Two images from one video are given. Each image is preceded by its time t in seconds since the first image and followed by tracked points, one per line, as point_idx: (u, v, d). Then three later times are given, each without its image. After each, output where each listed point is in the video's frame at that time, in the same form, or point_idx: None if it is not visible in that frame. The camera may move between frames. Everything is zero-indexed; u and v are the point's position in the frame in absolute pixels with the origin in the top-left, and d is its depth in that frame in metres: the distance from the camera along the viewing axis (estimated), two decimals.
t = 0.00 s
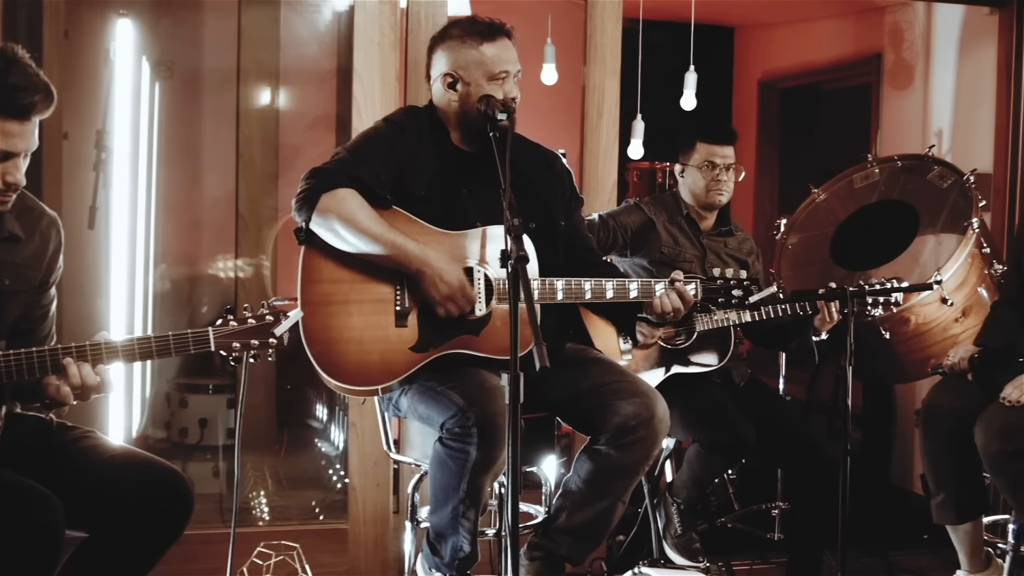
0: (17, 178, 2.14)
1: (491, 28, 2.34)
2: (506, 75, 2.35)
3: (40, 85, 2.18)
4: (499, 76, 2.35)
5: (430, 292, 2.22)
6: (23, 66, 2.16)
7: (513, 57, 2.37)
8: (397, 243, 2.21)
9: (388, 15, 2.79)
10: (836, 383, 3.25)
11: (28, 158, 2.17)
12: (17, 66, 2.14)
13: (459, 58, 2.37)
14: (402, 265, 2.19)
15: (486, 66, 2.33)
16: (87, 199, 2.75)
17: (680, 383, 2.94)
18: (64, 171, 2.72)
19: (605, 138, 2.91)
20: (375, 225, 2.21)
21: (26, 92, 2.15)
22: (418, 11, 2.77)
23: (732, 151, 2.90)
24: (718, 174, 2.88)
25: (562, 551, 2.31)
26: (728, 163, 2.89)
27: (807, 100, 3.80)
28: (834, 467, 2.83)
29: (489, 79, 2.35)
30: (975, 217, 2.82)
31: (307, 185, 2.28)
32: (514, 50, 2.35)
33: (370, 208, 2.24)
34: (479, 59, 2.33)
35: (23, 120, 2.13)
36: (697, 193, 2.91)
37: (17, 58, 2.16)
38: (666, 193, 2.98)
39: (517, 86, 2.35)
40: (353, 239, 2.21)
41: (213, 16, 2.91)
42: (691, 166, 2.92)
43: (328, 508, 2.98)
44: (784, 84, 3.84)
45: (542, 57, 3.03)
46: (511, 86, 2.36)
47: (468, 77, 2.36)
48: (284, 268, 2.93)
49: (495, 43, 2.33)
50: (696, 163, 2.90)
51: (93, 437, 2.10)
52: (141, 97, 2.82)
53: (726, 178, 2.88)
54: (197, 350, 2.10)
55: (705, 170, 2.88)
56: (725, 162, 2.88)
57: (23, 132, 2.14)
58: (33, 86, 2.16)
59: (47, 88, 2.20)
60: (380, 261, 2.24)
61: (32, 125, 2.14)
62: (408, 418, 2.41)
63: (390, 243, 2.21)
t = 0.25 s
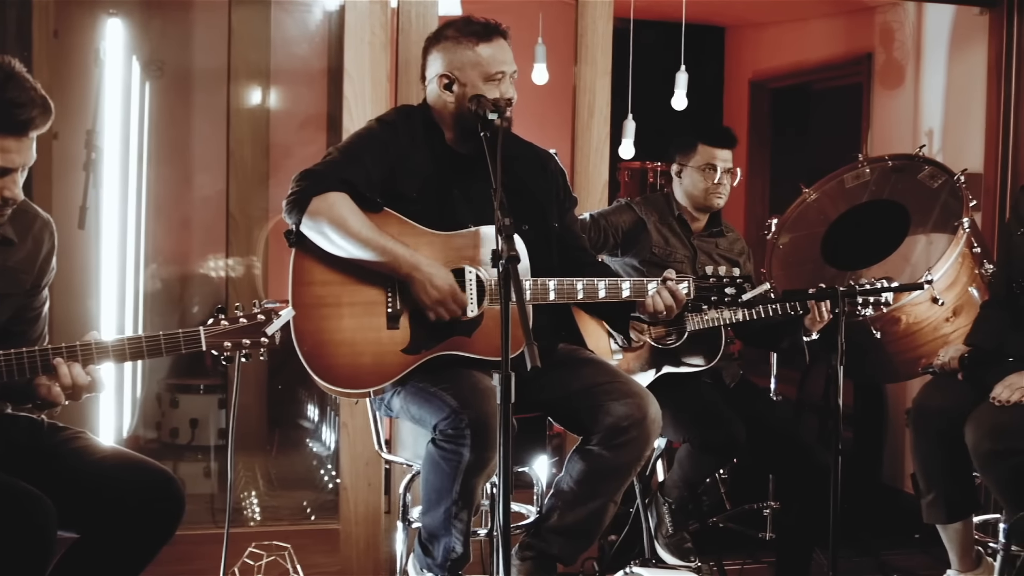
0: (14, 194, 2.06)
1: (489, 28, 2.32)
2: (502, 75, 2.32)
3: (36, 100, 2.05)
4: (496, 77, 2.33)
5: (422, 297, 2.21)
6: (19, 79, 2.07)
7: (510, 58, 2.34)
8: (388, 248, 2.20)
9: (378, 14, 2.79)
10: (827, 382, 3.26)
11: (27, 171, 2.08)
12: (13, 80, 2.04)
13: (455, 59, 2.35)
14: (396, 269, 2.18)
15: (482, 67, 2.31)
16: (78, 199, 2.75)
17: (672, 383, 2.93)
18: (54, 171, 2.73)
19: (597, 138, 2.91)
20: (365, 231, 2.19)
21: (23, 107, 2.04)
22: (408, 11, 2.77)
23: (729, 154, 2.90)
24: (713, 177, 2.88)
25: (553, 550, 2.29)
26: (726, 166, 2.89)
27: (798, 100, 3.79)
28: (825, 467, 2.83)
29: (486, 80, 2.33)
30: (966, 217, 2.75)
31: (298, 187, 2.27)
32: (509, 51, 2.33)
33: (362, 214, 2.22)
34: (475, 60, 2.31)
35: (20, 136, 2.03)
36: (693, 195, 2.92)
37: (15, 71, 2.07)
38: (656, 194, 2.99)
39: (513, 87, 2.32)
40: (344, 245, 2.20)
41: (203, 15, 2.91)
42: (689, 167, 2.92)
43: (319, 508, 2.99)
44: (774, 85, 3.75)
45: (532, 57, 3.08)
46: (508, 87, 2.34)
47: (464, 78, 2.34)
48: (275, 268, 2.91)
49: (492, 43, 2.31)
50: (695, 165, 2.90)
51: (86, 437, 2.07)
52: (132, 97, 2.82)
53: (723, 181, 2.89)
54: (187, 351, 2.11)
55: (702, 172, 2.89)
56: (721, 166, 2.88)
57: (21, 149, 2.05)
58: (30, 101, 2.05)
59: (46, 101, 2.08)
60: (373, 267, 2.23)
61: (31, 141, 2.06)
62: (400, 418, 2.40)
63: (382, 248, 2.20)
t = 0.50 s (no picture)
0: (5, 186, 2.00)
1: (470, 21, 2.34)
2: (488, 66, 2.33)
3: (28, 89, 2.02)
4: (481, 68, 2.33)
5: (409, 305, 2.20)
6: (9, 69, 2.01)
7: (494, 49, 2.35)
8: (382, 251, 2.17)
9: (373, 14, 2.78)
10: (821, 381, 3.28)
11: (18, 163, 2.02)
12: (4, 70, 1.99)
13: (441, 54, 2.35)
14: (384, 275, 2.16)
15: (467, 58, 2.32)
16: (71, 199, 2.76)
17: (667, 382, 2.92)
18: (47, 171, 2.74)
19: (590, 137, 2.92)
20: (361, 232, 2.17)
21: (13, 97, 1.98)
22: (403, 10, 2.77)
23: (717, 149, 2.90)
24: (702, 174, 2.88)
25: (548, 550, 2.29)
26: (713, 161, 2.89)
27: (794, 100, 3.66)
28: (818, 466, 2.84)
29: (472, 71, 2.33)
30: (959, 216, 2.80)
31: (295, 186, 2.26)
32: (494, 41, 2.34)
33: (357, 215, 2.21)
34: (460, 53, 2.33)
35: (10, 126, 1.97)
36: (682, 191, 2.92)
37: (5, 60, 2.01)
38: (650, 193, 2.99)
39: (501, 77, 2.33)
40: (340, 246, 2.18)
41: (197, 15, 2.92)
42: (678, 165, 2.92)
43: (313, 508, 3.00)
44: (769, 84, 3.66)
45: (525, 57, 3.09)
46: (495, 77, 2.34)
47: (451, 71, 2.34)
48: (269, 267, 2.89)
49: (475, 35, 2.31)
50: (682, 161, 2.91)
51: (80, 438, 2.05)
52: (125, 96, 2.82)
53: (710, 174, 2.89)
54: (182, 353, 2.10)
55: (689, 168, 2.89)
56: (709, 161, 2.88)
57: (13, 139, 1.98)
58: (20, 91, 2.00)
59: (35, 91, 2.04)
60: (367, 269, 2.21)
61: (23, 131, 2.00)
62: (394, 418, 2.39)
63: (376, 251, 2.17)
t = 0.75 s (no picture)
0: None
1: (462, 22, 2.35)
2: (480, 67, 2.35)
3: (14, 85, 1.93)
4: (473, 69, 2.35)
5: (410, 287, 2.19)
6: None
7: (485, 51, 2.38)
8: (373, 241, 2.17)
9: (364, 14, 2.80)
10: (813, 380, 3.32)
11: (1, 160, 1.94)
12: None
13: (432, 54, 2.37)
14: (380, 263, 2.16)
15: (459, 60, 2.34)
16: (63, 199, 2.80)
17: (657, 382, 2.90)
18: (39, 171, 2.78)
19: (583, 136, 2.93)
20: (352, 225, 2.17)
21: None
22: (394, 11, 2.78)
23: (704, 148, 2.91)
24: (688, 172, 2.89)
25: (540, 550, 2.28)
26: (697, 161, 2.90)
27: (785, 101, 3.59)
28: (809, 465, 2.87)
29: (463, 73, 2.36)
30: (950, 216, 2.75)
31: (284, 186, 2.26)
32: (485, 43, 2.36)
33: (346, 209, 2.20)
34: (452, 54, 2.34)
35: None
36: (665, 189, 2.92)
37: None
38: (642, 192, 2.98)
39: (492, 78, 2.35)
40: (330, 239, 2.17)
41: (189, 14, 2.90)
42: (665, 166, 2.92)
43: (306, 509, 2.97)
44: (762, 84, 3.59)
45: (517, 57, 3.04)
46: (486, 78, 2.37)
47: (443, 72, 2.36)
48: (260, 267, 2.93)
49: (467, 36, 2.34)
50: (666, 160, 2.92)
51: (72, 438, 2.05)
52: (117, 96, 2.84)
53: (694, 173, 2.90)
54: (173, 350, 2.09)
55: (673, 166, 2.90)
56: (695, 160, 2.90)
57: None
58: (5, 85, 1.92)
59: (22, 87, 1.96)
60: (359, 259, 2.20)
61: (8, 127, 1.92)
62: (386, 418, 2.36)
63: (368, 241, 2.17)
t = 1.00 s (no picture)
0: None
1: (458, 27, 2.31)
2: (473, 74, 2.31)
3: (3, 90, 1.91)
4: (466, 76, 2.32)
5: (385, 307, 2.17)
6: None
7: (479, 57, 2.34)
8: (358, 253, 2.16)
9: (354, 14, 2.78)
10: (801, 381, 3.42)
11: None
12: None
13: (425, 57, 2.34)
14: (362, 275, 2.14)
15: (453, 66, 2.30)
16: (51, 199, 2.80)
17: (647, 382, 2.88)
18: (27, 172, 2.78)
19: (572, 137, 2.92)
20: (338, 234, 2.16)
21: None
22: (384, 11, 2.76)
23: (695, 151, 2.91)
24: (678, 177, 2.89)
25: (529, 550, 2.27)
26: (688, 167, 2.90)
27: (771, 101, 3.94)
28: (798, 464, 2.87)
29: (456, 78, 2.32)
30: (940, 215, 2.73)
31: (274, 187, 2.23)
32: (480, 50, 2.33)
33: (335, 217, 2.19)
34: (445, 59, 2.30)
35: None
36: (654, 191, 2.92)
37: None
38: (632, 192, 2.98)
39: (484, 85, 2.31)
40: (316, 246, 2.16)
41: (178, 14, 2.91)
42: (656, 168, 2.91)
43: (296, 509, 2.96)
44: (751, 84, 3.92)
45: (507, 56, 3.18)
46: (479, 84, 2.33)
47: (435, 76, 2.32)
48: (250, 268, 2.92)
49: (462, 41, 2.30)
50: (657, 163, 2.92)
51: (60, 439, 2.02)
52: (105, 96, 2.86)
53: (684, 178, 2.89)
54: (162, 351, 2.07)
55: (662, 170, 2.90)
56: (687, 164, 2.89)
57: None
58: None
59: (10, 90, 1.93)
60: (343, 268, 2.19)
61: None
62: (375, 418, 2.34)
63: (353, 252, 2.15)
